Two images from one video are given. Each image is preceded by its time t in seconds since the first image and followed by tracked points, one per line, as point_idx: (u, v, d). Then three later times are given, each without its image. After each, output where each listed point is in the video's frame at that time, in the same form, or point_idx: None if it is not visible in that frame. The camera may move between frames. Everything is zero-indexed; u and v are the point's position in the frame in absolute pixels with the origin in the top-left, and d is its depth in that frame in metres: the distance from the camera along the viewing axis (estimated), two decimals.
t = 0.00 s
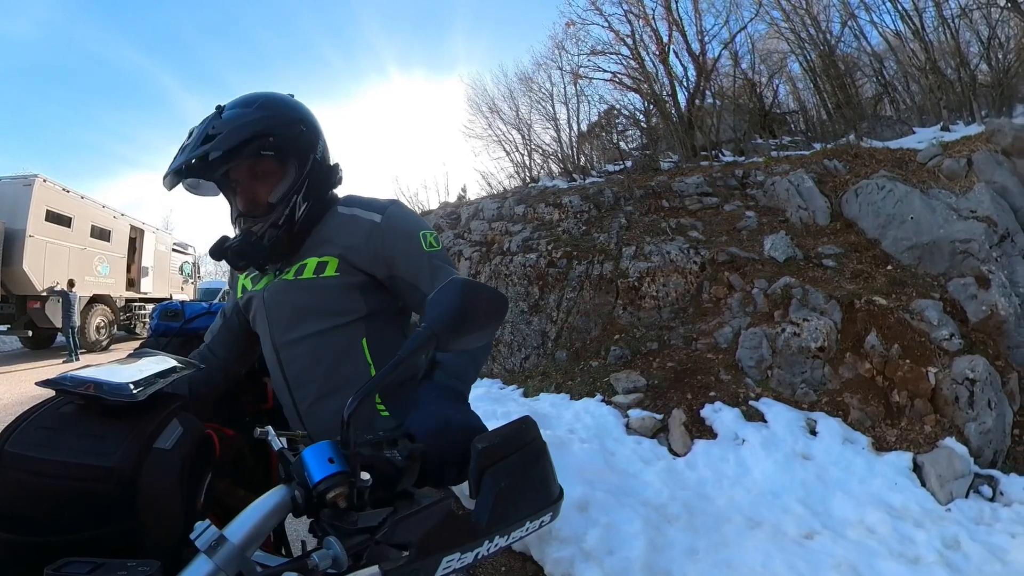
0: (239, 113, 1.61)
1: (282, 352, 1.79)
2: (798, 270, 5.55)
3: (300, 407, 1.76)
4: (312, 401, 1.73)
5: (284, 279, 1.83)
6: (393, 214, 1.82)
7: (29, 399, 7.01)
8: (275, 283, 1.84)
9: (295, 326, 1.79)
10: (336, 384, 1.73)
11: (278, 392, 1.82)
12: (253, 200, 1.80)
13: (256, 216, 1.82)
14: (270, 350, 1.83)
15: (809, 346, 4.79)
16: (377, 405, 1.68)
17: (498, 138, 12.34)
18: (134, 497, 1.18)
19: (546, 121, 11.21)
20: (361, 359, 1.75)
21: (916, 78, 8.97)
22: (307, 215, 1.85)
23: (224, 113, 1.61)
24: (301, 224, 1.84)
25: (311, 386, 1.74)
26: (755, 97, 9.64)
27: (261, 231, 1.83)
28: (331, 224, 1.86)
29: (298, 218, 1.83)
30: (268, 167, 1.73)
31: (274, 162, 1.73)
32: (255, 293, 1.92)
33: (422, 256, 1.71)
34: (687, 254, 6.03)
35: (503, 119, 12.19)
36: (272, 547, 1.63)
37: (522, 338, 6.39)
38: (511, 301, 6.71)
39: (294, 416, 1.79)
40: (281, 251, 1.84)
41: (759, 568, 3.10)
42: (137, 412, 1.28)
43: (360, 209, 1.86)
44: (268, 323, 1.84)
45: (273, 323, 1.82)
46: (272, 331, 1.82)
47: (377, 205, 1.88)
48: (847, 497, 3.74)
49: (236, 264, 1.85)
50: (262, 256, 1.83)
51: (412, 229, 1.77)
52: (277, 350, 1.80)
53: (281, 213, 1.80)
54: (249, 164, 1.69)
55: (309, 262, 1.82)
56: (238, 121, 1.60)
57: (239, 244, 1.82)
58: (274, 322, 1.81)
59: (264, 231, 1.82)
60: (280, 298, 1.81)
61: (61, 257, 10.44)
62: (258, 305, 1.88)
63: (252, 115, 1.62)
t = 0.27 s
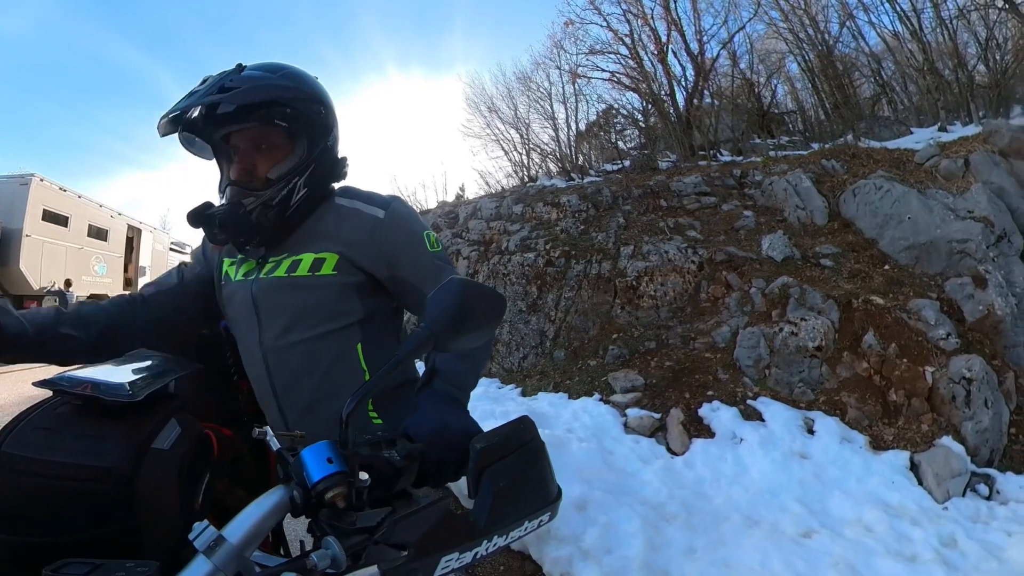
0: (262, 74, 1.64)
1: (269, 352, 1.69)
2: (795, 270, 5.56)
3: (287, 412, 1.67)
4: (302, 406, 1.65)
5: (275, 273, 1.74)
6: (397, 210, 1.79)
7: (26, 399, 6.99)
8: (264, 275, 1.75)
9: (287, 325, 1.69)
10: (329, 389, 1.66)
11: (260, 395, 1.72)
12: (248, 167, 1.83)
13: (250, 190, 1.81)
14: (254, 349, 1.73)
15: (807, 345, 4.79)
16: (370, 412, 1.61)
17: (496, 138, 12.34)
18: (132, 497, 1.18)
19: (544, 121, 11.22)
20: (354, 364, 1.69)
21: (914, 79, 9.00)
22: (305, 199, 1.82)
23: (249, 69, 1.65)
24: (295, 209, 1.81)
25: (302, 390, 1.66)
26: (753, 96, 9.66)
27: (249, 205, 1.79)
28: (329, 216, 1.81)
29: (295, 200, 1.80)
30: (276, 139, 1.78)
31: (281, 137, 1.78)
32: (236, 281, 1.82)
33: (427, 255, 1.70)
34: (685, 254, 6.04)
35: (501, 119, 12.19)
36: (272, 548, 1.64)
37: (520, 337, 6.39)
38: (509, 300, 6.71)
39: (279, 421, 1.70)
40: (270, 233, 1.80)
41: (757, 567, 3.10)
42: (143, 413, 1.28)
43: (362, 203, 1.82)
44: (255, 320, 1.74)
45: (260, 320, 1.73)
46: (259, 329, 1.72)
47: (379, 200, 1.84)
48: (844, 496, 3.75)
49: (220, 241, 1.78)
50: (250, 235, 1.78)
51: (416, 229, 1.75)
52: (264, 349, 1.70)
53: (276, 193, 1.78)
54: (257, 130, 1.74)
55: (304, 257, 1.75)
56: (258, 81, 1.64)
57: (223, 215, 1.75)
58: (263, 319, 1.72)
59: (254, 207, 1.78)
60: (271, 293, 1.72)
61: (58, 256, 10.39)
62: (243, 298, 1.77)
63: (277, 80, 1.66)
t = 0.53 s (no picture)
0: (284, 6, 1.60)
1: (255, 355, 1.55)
2: (793, 269, 5.57)
3: (277, 420, 1.56)
4: (295, 415, 1.55)
5: (263, 266, 1.57)
6: (400, 203, 1.67)
7: (23, 399, 6.97)
8: (250, 267, 1.57)
9: (277, 325, 1.55)
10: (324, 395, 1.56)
11: (242, 399, 1.58)
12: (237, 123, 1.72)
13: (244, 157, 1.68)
14: (235, 348, 1.57)
15: (805, 344, 4.80)
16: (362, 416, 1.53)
17: (494, 136, 12.33)
18: (129, 497, 1.18)
19: (542, 120, 11.21)
20: (349, 368, 1.59)
21: (912, 80, 9.01)
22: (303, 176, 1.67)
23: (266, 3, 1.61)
24: (288, 187, 1.64)
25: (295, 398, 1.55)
26: (751, 96, 9.66)
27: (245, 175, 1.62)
28: (326, 201, 1.65)
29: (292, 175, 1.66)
30: (280, 95, 1.71)
31: (287, 95, 1.71)
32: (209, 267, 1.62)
33: (430, 248, 1.63)
34: (683, 253, 6.04)
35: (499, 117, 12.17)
36: (268, 547, 1.62)
37: (518, 336, 6.40)
38: (507, 300, 6.71)
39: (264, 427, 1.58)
40: (259, 213, 1.63)
41: (755, 566, 3.12)
42: (143, 411, 1.27)
43: (362, 188, 1.68)
44: (238, 318, 1.57)
45: (244, 317, 1.57)
46: (242, 327, 1.56)
47: (380, 187, 1.71)
48: (842, 495, 3.76)
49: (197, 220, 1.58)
50: (240, 215, 1.61)
51: (420, 223, 1.66)
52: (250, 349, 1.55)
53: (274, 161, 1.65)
54: (262, 77, 1.69)
55: (298, 248, 1.59)
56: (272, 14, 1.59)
57: (211, 185, 1.55)
58: (249, 316, 1.56)
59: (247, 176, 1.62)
60: (259, 289, 1.56)
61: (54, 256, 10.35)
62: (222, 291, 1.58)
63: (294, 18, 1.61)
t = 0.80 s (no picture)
0: None
1: (213, 316, 1.26)
2: (791, 269, 5.58)
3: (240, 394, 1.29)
4: (263, 388, 1.27)
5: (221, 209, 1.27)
6: (402, 130, 1.32)
7: (21, 399, 6.96)
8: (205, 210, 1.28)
9: (240, 281, 1.26)
10: (297, 365, 1.29)
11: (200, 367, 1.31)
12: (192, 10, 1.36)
13: (195, 56, 1.28)
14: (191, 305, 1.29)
15: (802, 344, 4.82)
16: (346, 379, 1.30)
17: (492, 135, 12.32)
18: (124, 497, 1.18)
19: (541, 118, 11.20)
20: (330, 330, 1.33)
21: (910, 80, 9.02)
22: (275, 94, 1.32)
23: None
24: (255, 105, 1.31)
25: (261, 368, 1.27)
26: (750, 96, 9.66)
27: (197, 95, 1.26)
28: (304, 127, 1.31)
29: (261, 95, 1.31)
30: None
31: None
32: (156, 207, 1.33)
33: (432, 195, 1.33)
34: (682, 252, 6.04)
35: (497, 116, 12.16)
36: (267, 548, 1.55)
37: (516, 335, 6.40)
38: (505, 299, 6.72)
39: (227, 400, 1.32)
40: (216, 137, 1.30)
41: (754, 565, 3.13)
42: (142, 412, 1.27)
43: (352, 109, 1.31)
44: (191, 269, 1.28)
45: (197, 269, 1.27)
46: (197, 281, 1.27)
47: (376, 105, 1.34)
48: (839, 494, 3.77)
49: (126, 149, 1.23)
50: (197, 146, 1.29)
51: (424, 160, 1.34)
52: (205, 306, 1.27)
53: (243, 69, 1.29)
54: None
55: (265, 186, 1.28)
56: None
57: (136, 98, 1.19)
58: (204, 268, 1.27)
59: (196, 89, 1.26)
60: (216, 235, 1.26)
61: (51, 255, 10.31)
62: (171, 236, 1.29)
63: None
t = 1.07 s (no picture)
0: None
1: (164, 243, 1.19)
2: (789, 268, 5.59)
3: (194, 337, 1.21)
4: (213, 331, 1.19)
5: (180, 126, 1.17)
6: (406, 62, 1.17)
7: (19, 400, 6.94)
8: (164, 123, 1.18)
9: (192, 212, 1.17)
10: (255, 314, 1.19)
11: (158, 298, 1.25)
12: None
13: None
14: (148, 231, 1.22)
15: (800, 343, 4.83)
16: (317, 357, 1.22)
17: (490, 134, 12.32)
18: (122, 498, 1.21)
19: (539, 117, 11.20)
20: (296, 284, 1.20)
21: (908, 80, 9.02)
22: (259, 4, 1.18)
23: None
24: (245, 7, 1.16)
25: (212, 311, 1.18)
26: (746, 97, 9.51)
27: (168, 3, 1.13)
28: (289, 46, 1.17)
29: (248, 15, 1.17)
30: None
31: None
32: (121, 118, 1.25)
33: (437, 148, 1.20)
34: (680, 252, 6.05)
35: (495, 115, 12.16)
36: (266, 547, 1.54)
37: (515, 334, 6.41)
38: (504, 298, 6.73)
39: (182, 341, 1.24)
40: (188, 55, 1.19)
41: (752, 563, 3.14)
42: (142, 413, 1.30)
43: (355, 32, 1.17)
44: (147, 195, 1.20)
45: (152, 195, 1.20)
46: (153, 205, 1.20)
47: (385, 33, 1.19)
48: (837, 492, 3.79)
49: (90, 41, 1.16)
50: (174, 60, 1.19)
51: (430, 101, 1.20)
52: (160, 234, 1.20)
53: None
54: None
55: (234, 103, 1.16)
56: None
57: None
58: (157, 196, 1.19)
59: None
60: (170, 159, 1.17)
61: (48, 255, 10.28)
62: (128, 156, 1.21)
63: None
